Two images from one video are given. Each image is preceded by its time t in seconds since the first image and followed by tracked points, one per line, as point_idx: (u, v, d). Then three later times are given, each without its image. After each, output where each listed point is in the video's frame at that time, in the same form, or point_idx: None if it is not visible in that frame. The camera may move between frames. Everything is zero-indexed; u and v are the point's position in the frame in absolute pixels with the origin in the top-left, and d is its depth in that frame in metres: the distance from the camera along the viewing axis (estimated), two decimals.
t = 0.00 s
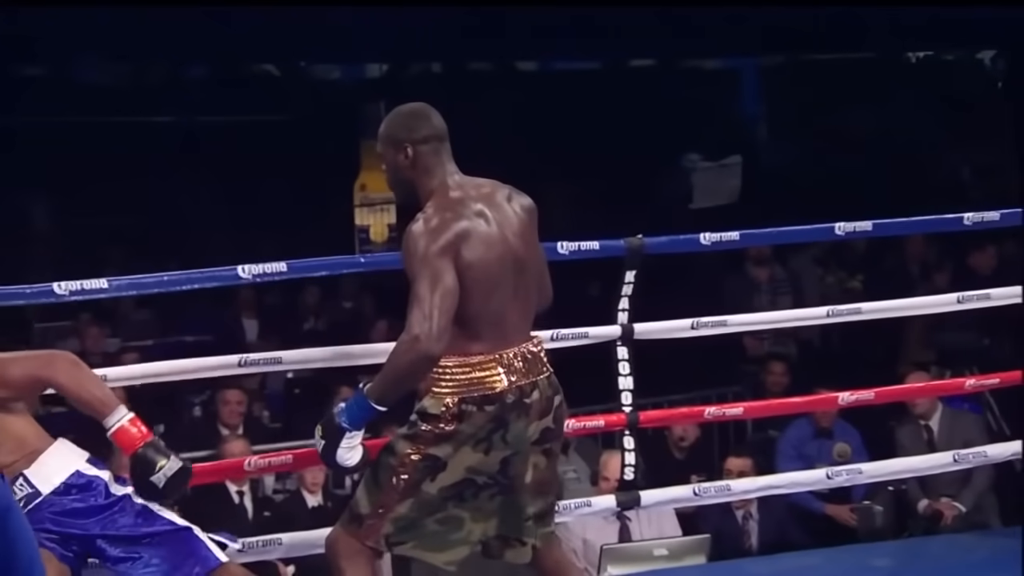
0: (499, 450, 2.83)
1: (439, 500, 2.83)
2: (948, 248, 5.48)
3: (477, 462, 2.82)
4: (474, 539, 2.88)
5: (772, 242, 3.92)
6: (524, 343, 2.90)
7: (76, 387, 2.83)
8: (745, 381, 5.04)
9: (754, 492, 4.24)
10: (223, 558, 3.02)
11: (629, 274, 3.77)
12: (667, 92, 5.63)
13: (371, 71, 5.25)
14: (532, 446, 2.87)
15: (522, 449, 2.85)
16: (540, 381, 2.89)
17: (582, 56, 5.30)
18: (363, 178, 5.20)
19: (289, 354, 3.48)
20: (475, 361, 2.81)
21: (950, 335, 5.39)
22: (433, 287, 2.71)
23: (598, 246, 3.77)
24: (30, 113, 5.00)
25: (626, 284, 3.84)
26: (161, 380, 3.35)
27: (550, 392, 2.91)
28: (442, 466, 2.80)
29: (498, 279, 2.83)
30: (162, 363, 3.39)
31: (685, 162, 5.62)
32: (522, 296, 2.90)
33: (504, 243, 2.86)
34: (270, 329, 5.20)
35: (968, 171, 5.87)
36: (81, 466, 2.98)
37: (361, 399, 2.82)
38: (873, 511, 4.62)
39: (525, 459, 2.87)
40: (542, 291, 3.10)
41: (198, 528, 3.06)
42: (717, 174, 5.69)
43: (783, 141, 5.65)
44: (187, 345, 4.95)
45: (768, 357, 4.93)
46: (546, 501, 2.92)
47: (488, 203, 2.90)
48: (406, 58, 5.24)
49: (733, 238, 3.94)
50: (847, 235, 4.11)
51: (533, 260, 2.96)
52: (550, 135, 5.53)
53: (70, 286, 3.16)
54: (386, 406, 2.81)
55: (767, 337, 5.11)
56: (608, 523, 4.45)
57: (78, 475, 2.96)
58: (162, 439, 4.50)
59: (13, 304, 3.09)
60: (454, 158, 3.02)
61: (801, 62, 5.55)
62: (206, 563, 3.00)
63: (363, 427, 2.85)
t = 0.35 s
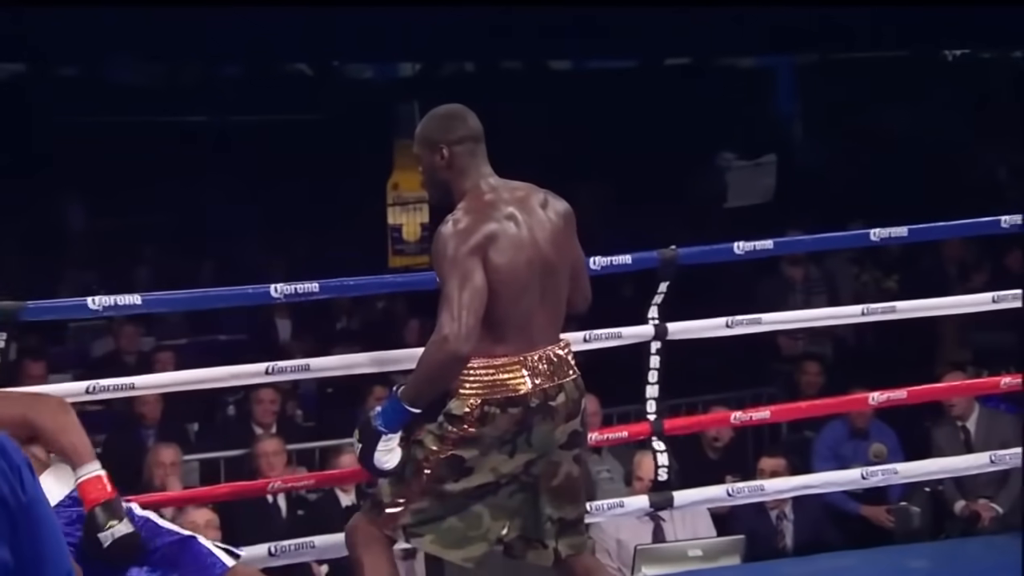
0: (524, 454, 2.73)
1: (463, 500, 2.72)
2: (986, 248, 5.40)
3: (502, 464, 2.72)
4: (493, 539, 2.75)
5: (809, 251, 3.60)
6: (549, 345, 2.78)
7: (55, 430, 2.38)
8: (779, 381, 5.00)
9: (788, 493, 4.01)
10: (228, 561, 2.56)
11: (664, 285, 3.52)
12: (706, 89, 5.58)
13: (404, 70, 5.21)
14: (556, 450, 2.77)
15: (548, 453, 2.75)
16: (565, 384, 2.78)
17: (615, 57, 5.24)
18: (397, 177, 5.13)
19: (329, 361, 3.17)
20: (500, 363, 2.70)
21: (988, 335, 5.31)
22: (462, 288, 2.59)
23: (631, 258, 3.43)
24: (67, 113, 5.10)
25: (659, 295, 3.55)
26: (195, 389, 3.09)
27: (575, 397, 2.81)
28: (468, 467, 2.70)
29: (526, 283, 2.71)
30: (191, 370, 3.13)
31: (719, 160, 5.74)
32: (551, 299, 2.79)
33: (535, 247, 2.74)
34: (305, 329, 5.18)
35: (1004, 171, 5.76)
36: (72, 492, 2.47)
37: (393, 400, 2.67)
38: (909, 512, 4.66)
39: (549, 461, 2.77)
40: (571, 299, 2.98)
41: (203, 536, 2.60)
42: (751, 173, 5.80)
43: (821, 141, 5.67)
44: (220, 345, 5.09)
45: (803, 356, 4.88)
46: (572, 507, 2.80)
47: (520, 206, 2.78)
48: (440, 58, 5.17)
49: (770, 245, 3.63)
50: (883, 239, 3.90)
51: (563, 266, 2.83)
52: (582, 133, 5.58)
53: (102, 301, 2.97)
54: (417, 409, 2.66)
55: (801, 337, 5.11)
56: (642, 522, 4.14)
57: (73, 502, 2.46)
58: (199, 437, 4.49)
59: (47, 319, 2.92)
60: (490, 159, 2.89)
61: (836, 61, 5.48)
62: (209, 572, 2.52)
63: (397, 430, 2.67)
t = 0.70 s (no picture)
0: (543, 449, 2.25)
1: (482, 492, 2.26)
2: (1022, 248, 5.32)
3: (520, 457, 2.25)
4: (514, 530, 2.29)
5: (846, 259, 3.28)
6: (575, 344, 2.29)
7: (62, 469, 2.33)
8: (812, 381, 4.95)
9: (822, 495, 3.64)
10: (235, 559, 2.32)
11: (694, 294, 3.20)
12: (739, 89, 5.56)
13: (436, 69, 5.19)
14: (579, 446, 2.28)
15: (570, 449, 2.27)
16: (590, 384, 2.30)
17: (646, 55, 5.26)
18: (428, 177, 5.06)
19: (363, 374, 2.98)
20: (522, 358, 2.22)
21: None
22: (484, 280, 2.13)
23: (659, 267, 3.09)
24: (102, 110, 5.19)
25: (688, 305, 3.22)
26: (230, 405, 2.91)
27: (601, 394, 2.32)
28: (483, 459, 2.23)
29: (551, 277, 2.23)
30: (223, 385, 2.97)
31: (752, 160, 5.72)
32: (577, 296, 2.30)
33: (563, 242, 2.26)
34: (336, 328, 5.23)
35: None
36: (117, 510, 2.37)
37: (419, 401, 2.19)
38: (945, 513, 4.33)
39: (571, 458, 2.28)
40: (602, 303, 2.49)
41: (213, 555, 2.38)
42: (784, 172, 5.75)
43: (855, 137, 5.65)
44: (249, 344, 5.12)
45: (836, 356, 4.84)
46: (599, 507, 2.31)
47: (544, 198, 2.29)
48: (471, 56, 5.19)
49: (802, 251, 3.30)
50: (917, 247, 3.51)
51: (593, 261, 2.34)
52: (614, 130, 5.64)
53: (133, 317, 2.71)
54: (444, 409, 2.17)
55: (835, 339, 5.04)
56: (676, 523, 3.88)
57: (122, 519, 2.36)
58: (230, 437, 4.43)
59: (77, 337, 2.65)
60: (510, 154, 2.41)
61: (870, 58, 5.41)
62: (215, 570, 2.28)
63: (431, 433, 2.17)
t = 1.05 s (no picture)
0: (557, 442, 2.49)
1: (500, 488, 2.49)
2: None
3: (535, 451, 2.48)
4: (534, 523, 2.52)
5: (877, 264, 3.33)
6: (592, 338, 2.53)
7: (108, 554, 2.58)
8: (844, 382, 4.94)
9: (850, 510, 3.51)
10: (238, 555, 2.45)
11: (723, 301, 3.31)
12: (772, 88, 5.52)
13: (465, 69, 5.23)
14: (594, 443, 2.52)
15: (584, 443, 2.50)
16: (606, 376, 2.53)
17: (677, 53, 5.25)
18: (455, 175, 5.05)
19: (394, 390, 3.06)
20: (538, 349, 2.46)
21: None
22: (500, 272, 2.36)
23: (690, 274, 3.24)
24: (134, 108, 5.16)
25: (718, 313, 3.34)
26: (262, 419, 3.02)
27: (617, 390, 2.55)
28: (501, 451, 2.47)
29: (565, 271, 2.47)
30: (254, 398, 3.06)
31: (784, 158, 5.75)
32: (595, 289, 2.53)
33: (578, 236, 2.50)
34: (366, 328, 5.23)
35: None
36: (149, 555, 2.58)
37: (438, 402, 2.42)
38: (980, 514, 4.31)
39: (590, 455, 2.52)
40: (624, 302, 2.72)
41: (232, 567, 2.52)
42: (815, 172, 5.77)
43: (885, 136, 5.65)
44: (281, 342, 5.12)
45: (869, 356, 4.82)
46: (618, 502, 2.54)
47: (564, 193, 2.53)
48: (498, 54, 5.23)
49: (831, 256, 3.38)
50: (948, 249, 3.52)
51: (609, 256, 2.57)
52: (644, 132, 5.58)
53: (167, 324, 2.85)
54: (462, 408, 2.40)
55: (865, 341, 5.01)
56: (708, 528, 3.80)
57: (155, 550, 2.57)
58: (261, 435, 4.40)
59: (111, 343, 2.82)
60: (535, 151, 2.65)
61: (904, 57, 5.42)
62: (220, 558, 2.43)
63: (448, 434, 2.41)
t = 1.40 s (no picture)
0: (568, 437, 2.57)
1: (522, 490, 2.58)
2: None
3: (550, 449, 2.58)
4: (557, 523, 2.61)
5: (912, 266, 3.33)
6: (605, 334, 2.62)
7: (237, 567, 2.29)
8: (876, 383, 4.91)
9: (872, 514, 3.49)
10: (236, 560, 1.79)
11: (757, 301, 3.32)
12: (803, 87, 5.56)
13: (496, 68, 5.13)
14: (607, 439, 2.59)
15: (597, 440, 2.58)
16: (618, 374, 2.62)
17: (707, 53, 5.15)
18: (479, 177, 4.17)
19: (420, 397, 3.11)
20: (544, 345, 2.56)
21: None
22: (512, 266, 2.47)
23: (723, 274, 3.25)
24: (172, 107, 5.19)
25: (752, 314, 3.34)
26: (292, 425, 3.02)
27: (630, 386, 2.63)
28: (516, 449, 2.57)
29: (575, 267, 2.56)
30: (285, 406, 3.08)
31: (818, 158, 5.86)
32: (607, 286, 2.62)
33: (590, 233, 2.59)
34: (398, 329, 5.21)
35: None
36: None
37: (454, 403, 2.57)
38: (1014, 517, 4.17)
39: (607, 453, 2.60)
40: (643, 303, 2.80)
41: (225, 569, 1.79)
42: (849, 170, 5.90)
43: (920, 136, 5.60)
44: (312, 342, 5.11)
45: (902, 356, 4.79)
46: (639, 500, 2.62)
47: (581, 192, 2.63)
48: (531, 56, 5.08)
49: (866, 256, 3.37)
50: (984, 250, 3.48)
51: (623, 254, 2.66)
52: (677, 132, 5.68)
53: (198, 331, 2.91)
54: (474, 408, 2.55)
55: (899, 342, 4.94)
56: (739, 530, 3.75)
57: None
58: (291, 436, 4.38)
59: (142, 351, 2.87)
60: (558, 147, 2.74)
61: (940, 56, 5.35)
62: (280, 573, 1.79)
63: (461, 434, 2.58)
